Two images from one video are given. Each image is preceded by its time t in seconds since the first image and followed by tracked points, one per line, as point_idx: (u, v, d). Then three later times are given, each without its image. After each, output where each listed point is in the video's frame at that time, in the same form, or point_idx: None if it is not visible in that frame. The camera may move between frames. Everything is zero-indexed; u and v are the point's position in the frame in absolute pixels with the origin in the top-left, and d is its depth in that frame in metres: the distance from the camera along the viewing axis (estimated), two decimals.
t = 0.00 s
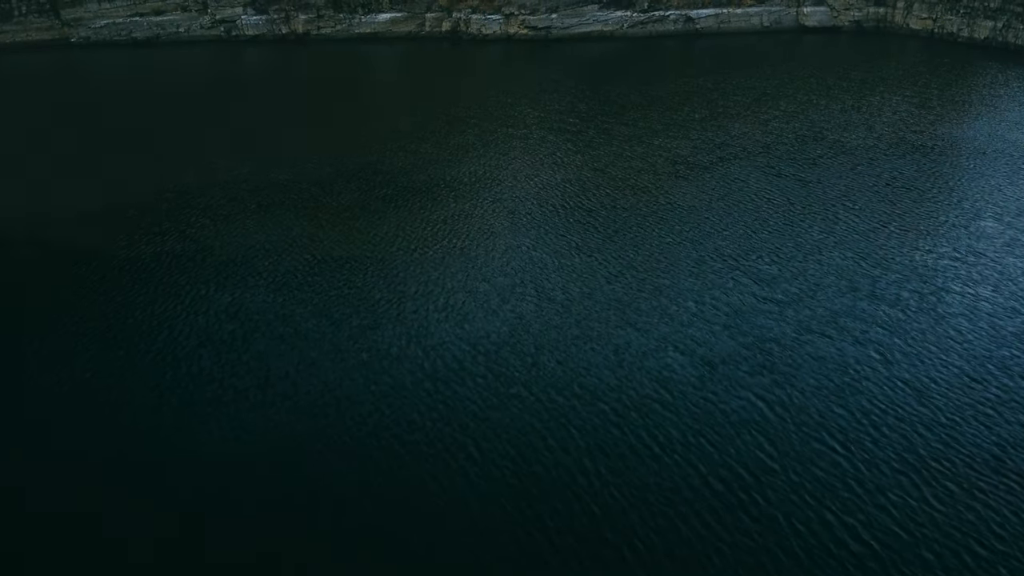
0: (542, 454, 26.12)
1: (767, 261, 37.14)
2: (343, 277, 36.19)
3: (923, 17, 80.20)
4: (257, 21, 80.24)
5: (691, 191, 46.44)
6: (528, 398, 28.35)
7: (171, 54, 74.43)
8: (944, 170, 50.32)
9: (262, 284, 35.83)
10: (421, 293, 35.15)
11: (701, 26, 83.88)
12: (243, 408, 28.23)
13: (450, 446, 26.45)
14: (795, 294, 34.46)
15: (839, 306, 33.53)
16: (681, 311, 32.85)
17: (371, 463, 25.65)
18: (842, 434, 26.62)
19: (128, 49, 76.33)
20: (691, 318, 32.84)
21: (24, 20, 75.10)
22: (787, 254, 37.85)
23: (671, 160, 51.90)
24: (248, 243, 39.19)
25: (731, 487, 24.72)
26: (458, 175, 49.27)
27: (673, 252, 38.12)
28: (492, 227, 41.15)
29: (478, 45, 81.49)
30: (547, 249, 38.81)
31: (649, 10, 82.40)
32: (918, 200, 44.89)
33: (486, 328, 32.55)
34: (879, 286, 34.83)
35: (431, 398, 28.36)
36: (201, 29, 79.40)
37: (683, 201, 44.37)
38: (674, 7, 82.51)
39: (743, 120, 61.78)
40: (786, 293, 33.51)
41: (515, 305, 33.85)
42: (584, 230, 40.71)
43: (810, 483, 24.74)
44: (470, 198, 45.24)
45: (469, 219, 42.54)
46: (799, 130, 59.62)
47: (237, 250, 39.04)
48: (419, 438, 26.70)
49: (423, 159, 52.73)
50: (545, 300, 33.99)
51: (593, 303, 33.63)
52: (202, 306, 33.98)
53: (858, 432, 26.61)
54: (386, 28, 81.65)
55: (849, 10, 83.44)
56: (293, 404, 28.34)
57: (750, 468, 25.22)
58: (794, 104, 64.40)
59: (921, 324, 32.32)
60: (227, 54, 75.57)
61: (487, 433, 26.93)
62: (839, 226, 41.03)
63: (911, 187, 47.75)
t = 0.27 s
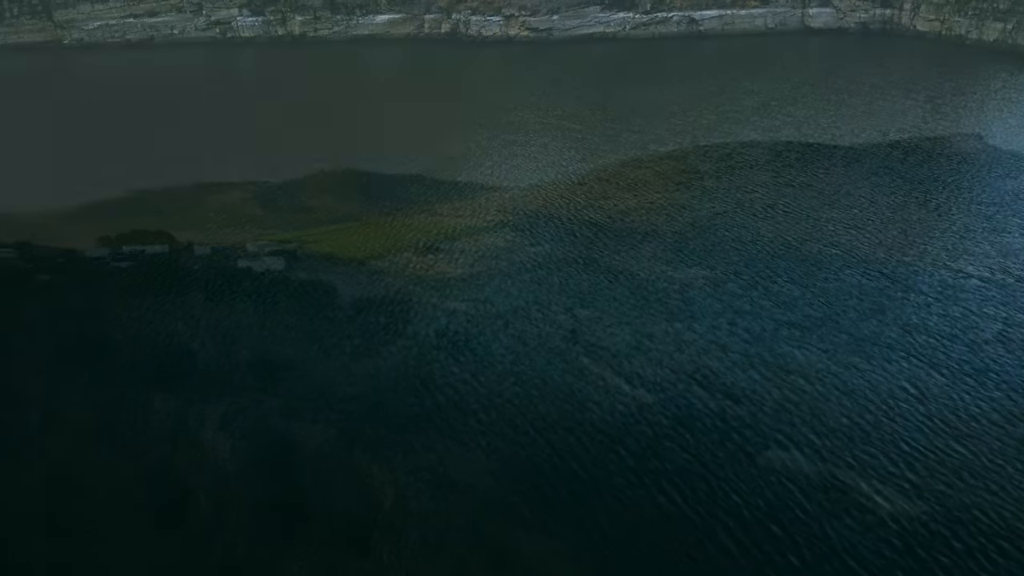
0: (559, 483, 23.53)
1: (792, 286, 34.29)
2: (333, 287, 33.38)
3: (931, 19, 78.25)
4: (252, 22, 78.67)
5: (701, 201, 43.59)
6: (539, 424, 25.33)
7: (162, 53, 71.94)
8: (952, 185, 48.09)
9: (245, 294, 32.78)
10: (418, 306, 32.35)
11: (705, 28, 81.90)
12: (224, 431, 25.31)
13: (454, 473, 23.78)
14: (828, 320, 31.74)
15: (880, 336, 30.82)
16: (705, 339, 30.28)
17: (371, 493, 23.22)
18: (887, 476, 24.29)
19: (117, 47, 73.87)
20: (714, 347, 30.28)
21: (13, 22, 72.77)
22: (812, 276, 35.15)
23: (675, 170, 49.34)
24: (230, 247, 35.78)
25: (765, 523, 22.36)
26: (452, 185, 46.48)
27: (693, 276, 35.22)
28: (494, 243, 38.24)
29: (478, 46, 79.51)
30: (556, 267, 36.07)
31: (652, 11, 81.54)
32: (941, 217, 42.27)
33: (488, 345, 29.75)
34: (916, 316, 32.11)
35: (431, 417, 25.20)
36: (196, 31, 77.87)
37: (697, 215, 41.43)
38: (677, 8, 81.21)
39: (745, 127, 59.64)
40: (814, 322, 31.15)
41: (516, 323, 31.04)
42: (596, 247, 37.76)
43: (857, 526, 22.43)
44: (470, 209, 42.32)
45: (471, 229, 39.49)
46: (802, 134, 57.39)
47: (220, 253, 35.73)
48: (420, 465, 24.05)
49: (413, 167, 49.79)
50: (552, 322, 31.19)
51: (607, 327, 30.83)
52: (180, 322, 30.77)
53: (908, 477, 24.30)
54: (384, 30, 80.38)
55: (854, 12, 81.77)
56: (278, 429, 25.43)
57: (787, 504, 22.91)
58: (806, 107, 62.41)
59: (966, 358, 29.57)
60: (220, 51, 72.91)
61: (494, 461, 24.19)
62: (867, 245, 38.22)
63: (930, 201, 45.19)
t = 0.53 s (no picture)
0: (542, 479, 22.32)
1: (753, 301, 36.37)
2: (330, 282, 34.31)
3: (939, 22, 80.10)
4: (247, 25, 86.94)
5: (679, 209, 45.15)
6: (524, 425, 24.29)
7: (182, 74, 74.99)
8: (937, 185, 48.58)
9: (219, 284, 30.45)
10: (407, 312, 31.86)
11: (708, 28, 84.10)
12: (197, 434, 25.12)
13: (433, 472, 22.70)
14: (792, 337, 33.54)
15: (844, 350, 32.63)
16: (680, 347, 31.86)
17: (348, 494, 23.05)
18: (873, 485, 24.43)
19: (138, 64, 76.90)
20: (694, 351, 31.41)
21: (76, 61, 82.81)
22: (773, 293, 37.23)
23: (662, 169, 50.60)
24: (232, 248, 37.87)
25: (761, 524, 21.84)
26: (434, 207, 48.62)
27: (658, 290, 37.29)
28: (483, 253, 40.17)
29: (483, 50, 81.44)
30: (540, 279, 37.79)
31: (654, 13, 84.98)
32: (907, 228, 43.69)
33: (475, 351, 29.02)
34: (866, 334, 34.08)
35: (414, 419, 24.38)
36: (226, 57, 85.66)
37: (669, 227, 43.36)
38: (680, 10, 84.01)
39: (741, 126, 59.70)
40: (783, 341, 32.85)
41: (506, 322, 32.80)
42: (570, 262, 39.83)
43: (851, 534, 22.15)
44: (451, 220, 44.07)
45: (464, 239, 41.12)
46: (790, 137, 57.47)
47: (200, 259, 35.12)
48: (400, 464, 22.96)
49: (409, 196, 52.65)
50: (538, 326, 32.51)
51: (588, 332, 32.75)
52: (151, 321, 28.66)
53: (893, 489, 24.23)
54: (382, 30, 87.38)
55: (861, 14, 83.25)
56: (253, 431, 24.91)
57: (781, 508, 22.50)
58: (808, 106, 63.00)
59: (911, 374, 31.41)
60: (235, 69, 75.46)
61: (477, 461, 22.87)
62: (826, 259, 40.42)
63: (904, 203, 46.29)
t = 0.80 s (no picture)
0: (519, 478, 21.59)
1: (721, 278, 50.03)
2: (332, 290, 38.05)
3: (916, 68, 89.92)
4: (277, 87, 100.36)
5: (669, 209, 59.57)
6: (501, 425, 24.10)
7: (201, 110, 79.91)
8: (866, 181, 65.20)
9: (195, 294, 31.38)
10: (387, 320, 32.73)
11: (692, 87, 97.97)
12: (171, 436, 25.40)
13: (410, 473, 22.44)
14: (733, 328, 43.16)
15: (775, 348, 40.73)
16: (639, 344, 39.58)
17: (325, 497, 22.85)
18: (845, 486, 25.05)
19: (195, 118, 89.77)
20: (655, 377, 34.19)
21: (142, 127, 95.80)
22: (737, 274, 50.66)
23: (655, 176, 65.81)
24: (242, 264, 41.75)
25: (745, 522, 21.61)
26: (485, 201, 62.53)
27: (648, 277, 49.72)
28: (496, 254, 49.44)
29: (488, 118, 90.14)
30: (529, 284, 45.60)
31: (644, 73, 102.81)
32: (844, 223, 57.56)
33: (452, 353, 29.24)
34: (802, 301, 47.38)
35: (392, 420, 24.31)
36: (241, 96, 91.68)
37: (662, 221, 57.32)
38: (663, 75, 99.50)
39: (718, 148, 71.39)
40: (722, 351, 39.84)
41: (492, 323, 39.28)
42: (579, 256, 52.01)
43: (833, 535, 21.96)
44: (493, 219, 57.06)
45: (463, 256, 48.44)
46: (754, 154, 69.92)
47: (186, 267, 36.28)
48: (378, 465, 22.71)
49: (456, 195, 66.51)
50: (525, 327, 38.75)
51: (569, 330, 40.39)
52: (125, 323, 30.35)
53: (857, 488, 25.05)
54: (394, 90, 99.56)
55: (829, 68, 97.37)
56: (229, 433, 24.90)
57: (755, 500, 22.67)
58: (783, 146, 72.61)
59: (837, 331, 43.44)
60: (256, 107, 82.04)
61: (455, 461, 22.60)
62: (778, 246, 54.08)
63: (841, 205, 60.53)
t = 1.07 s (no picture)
0: (497, 477, 21.42)
1: (701, 278, 60.40)
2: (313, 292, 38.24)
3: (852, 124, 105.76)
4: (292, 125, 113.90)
5: (663, 224, 70.15)
6: (479, 426, 24.01)
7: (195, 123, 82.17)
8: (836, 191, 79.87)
9: (173, 298, 32.04)
10: (366, 322, 32.91)
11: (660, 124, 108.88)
12: (145, 439, 25.07)
13: (388, 474, 22.30)
14: (709, 325, 49.35)
15: (747, 339, 46.47)
16: (617, 341, 43.45)
17: (301, 499, 22.64)
18: (820, 487, 25.63)
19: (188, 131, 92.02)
20: (632, 376, 34.82)
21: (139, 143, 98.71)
22: (714, 274, 60.94)
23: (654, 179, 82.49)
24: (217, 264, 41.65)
25: (721, 520, 21.60)
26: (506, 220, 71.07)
27: (631, 282, 58.86)
28: (497, 262, 56.10)
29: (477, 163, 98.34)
30: (515, 288, 51.69)
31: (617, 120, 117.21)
32: (816, 227, 69.84)
33: (431, 354, 29.27)
34: (770, 295, 57.81)
35: (370, 422, 24.23)
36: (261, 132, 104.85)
37: (654, 236, 67.16)
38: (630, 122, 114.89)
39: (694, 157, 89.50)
40: (696, 349, 43.44)
41: (470, 325, 39.27)
42: (576, 270, 60.10)
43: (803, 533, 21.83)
44: (511, 237, 65.59)
45: (458, 263, 54.42)
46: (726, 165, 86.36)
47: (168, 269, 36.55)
48: (354, 468, 22.52)
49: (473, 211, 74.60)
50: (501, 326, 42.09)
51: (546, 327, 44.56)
52: (98, 326, 30.96)
53: (828, 484, 25.60)
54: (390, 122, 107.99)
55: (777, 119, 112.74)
56: (205, 435, 24.61)
57: (732, 498, 23.00)
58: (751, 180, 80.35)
59: (794, 320, 53.29)
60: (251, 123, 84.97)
61: (433, 461, 22.48)
62: (753, 251, 64.94)
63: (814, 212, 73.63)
